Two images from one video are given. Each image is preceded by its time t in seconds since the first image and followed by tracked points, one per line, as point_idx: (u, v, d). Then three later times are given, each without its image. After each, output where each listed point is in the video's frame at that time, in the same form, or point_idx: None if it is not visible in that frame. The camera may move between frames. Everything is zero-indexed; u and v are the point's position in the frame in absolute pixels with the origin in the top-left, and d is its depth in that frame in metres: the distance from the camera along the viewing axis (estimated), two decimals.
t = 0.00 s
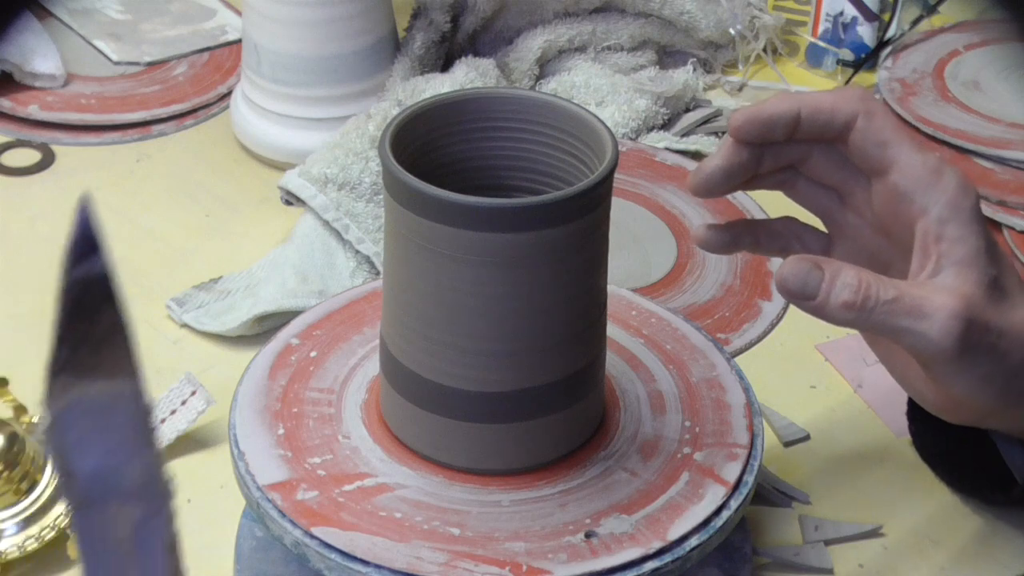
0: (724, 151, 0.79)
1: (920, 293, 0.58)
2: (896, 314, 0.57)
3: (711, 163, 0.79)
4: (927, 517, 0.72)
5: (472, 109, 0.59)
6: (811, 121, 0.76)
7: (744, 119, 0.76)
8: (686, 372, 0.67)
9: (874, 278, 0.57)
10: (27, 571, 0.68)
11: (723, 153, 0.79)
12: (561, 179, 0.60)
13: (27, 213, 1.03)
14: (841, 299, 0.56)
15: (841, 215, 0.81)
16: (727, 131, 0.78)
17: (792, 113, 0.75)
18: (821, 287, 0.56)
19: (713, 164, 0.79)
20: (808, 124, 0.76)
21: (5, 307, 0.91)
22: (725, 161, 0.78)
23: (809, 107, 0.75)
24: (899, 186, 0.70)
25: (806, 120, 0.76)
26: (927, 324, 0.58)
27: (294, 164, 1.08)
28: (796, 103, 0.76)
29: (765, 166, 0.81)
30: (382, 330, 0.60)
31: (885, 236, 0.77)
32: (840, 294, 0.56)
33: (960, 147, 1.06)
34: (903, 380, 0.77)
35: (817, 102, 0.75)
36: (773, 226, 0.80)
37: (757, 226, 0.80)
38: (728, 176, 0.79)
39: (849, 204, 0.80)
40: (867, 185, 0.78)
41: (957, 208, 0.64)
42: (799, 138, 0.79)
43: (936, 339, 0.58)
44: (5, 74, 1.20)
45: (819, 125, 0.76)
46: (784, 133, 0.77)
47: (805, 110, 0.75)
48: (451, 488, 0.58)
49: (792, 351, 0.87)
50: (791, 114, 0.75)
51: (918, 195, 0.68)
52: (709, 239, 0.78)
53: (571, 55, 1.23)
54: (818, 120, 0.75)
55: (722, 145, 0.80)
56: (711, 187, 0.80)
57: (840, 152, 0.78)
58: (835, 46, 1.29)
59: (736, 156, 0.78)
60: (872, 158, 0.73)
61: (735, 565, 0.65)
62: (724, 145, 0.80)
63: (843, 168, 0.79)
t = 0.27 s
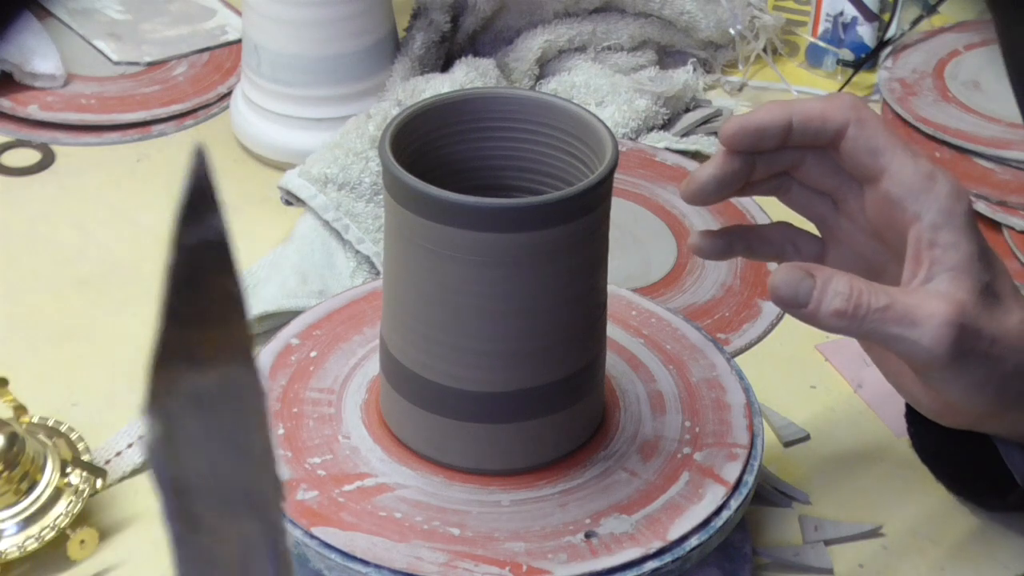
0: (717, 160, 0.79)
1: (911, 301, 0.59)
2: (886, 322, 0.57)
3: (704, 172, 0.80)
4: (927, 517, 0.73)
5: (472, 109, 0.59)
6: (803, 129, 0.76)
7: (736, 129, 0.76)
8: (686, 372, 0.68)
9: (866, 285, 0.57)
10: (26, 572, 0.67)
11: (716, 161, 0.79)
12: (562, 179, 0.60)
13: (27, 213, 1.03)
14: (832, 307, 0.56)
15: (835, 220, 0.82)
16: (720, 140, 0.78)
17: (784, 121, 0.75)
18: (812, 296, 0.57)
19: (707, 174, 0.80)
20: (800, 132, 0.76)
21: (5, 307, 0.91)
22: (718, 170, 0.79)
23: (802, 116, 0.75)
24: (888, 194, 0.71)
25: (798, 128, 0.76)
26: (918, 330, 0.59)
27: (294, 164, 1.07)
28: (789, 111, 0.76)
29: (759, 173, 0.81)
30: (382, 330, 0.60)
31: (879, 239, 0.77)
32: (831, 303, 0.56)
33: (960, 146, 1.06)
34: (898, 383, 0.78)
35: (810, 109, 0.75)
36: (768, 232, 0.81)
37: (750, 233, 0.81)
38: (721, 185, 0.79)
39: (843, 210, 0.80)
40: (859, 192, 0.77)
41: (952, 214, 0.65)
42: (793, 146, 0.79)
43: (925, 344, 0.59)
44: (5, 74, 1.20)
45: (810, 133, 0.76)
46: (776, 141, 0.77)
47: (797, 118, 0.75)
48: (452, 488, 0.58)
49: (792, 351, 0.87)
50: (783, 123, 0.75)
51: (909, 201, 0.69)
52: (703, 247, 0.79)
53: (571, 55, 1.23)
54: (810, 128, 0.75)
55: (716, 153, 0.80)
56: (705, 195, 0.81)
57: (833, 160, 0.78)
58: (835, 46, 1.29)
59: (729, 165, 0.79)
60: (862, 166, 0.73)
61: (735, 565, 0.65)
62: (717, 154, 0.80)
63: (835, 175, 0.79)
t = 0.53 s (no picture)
0: (716, 164, 0.78)
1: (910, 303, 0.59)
2: (883, 325, 0.58)
3: (702, 177, 0.78)
4: (926, 517, 0.73)
5: (472, 109, 0.59)
6: (802, 131, 0.75)
7: (734, 132, 0.75)
8: (686, 372, 0.68)
9: (863, 287, 0.57)
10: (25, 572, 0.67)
11: (715, 165, 0.78)
12: (562, 179, 0.60)
13: (27, 213, 1.03)
14: (830, 310, 0.56)
15: (833, 221, 0.81)
16: (718, 144, 0.77)
17: (782, 124, 0.74)
18: (809, 298, 0.57)
19: (705, 179, 0.78)
20: (798, 134, 0.76)
21: (5, 307, 0.91)
22: (717, 174, 0.78)
23: (800, 118, 0.74)
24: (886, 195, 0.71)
25: (797, 130, 0.75)
26: (916, 333, 0.59)
27: (294, 163, 1.08)
28: (786, 114, 0.75)
29: (757, 177, 0.81)
30: (382, 330, 0.60)
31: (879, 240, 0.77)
32: (829, 306, 0.56)
33: (960, 146, 1.06)
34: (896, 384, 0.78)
35: (807, 111, 0.74)
36: (767, 235, 0.80)
37: (749, 235, 0.80)
38: (720, 190, 0.78)
39: (842, 211, 0.80)
40: (858, 194, 0.77)
41: (950, 216, 0.65)
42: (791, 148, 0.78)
43: (925, 345, 0.59)
44: (5, 74, 1.20)
45: (808, 135, 0.75)
46: (775, 144, 0.76)
47: (795, 120, 0.75)
48: (452, 488, 0.58)
49: (792, 351, 0.87)
50: (781, 126, 0.75)
51: (908, 205, 0.68)
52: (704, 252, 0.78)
53: (571, 55, 1.23)
54: (808, 130, 0.75)
55: (714, 158, 0.79)
56: (703, 200, 0.79)
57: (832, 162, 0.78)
58: (835, 46, 1.29)
59: (728, 170, 0.78)
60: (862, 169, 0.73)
61: (735, 565, 0.65)
62: (715, 158, 0.79)
63: (833, 177, 0.79)
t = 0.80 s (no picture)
0: (719, 164, 0.79)
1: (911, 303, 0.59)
2: (886, 323, 0.58)
3: (705, 176, 0.79)
4: (926, 517, 0.73)
5: (473, 108, 0.59)
6: (804, 130, 0.75)
7: (737, 132, 0.76)
8: (686, 372, 0.68)
9: (866, 286, 0.57)
10: (25, 572, 0.67)
11: (717, 165, 0.79)
12: (561, 179, 0.60)
13: (27, 213, 1.03)
14: (832, 309, 0.56)
15: (836, 221, 0.81)
16: (721, 144, 0.78)
17: (784, 124, 0.75)
18: (811, 297, 0.57)
19: (707, 178, 0.79)
20: (800, 134, 0.76)
21: (5, 307, 0.91)
22: (719, 173, 0.79)
23: (802, 118, 0.75)
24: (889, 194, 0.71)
25: (799, 130, 0.76)
26: (918, 332, 0.59)
27: (294, 163, 1.08)
28: (789, 114, 0.75)
29: (760, 176, 0.81)
30: (382, 330, 0.60)
31: (881, 239, 0.77)
32: (831, 304, 0.56)
33: (960, 147, 1.06)
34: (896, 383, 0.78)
35: (810, 110, 0.75)
36: (768, 234, 0.81)
37: (751, 233, 0.81)
38: (723, 190, 0.79)
39: (844, 211, 0.80)
40: (861, 194, 0.77)
41: (952, 216, 0.65)
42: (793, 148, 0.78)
43: (926, 344, 0.59)
44: (5, 74, 1.20)
45: (811, 135, 0.75)
46: (777, 143, 0.77)
47: (797, 120, 0.75)
48: (452, 488, 0.58)
49: (792, 351, 0.87)
50: (783, 126, 0.75)
51: (911, 203, 0.69)
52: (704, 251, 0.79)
53: (571, 55, 1.23)
54: (810, 130, 0.75)
55: (717, 158, 0.80)
56: (706, 200, 0.80)
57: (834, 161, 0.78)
58: (835, 46, 1.29)
59: (731, 169, 0.79)
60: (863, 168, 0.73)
61: (735, 565, 0.65)
62: (718, 158, 0.80)
63: (834, 176, 0.79)
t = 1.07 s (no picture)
0: (722, 163, 0.79)
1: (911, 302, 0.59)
2: (887, 323, 0.57)
3: (708, 176, 0.79)
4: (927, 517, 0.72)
5: (472, 108, 0.59)
6: (806, 129, 0.75)
7: (740, 131, 0.76)
8: (686, 372, 0.68)
9: (867, 286, 0.57)
10: (25, 572, 0.67)
11: (720, 164, 0.79)
12: (561, 179, 0.60)
13: (27, 213, 1.03)
14: (833, 308, 0.56)
15: (837, 221, 0.81)
16: (724, 143, 0.78)
17: (787, 123, 0.75)
18: (812, 296, 0.57)
19: (710, 178, 0.79)
20: (802, 133, 0.76)
21: (5, 307, 0.91)
22: (722, 173, 0.79)
23: (804, 117, 0.75)
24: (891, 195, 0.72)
25: (801, 129, 0.76)
26: (919, 332, 0.59)
27: (294, 163, 1.08)
28: (791, 113, 0.75)
29: (762, 176, 0.81)
30: (382, 330, 0.60)
31: (882, 240, 0.77)
32: (832, 303, 0.56)
33: (960, 146, 1.06)
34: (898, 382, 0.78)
35: (812, 109, 0.75)
36: (769, 233, 0.81)
37: (752, 232, 0.80)
38: (725, 190, 0.79)
39: (846, 210, 0.80)
40: (863, 194, 0.77)
41: (952, 217, 0.66)
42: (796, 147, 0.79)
43: (927, 344, 0.59)
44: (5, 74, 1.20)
45: (813, 134, 0.75)
46: (779, 143, 0.77)
47: (800, 119, 0.75)
48: (452, 488, 0.58)
49: (792, 351, 0.87)
50: (786, 125, 0.75)
51: (913, 203, 0.69)
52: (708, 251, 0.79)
53: (571, 55, 1.23)
54: (813, 129, 0.75)
55: (720, 157, 0.80)
56: (708, 200, 0.80)
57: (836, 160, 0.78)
58: (835, 46, 1.29)
59: (733, 169, 0.79)
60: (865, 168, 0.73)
61: (735, 565, 0.65)
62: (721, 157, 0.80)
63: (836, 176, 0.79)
